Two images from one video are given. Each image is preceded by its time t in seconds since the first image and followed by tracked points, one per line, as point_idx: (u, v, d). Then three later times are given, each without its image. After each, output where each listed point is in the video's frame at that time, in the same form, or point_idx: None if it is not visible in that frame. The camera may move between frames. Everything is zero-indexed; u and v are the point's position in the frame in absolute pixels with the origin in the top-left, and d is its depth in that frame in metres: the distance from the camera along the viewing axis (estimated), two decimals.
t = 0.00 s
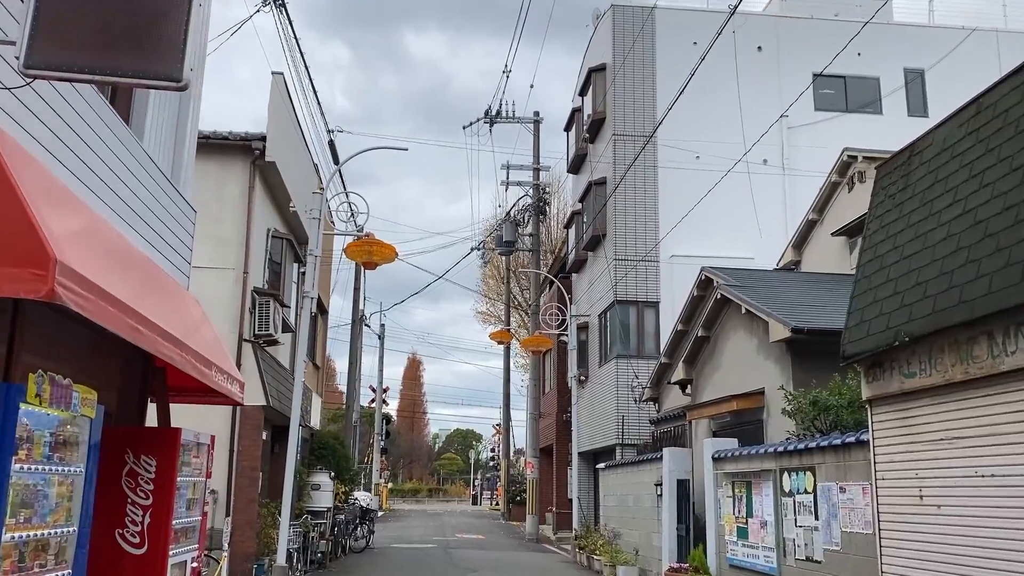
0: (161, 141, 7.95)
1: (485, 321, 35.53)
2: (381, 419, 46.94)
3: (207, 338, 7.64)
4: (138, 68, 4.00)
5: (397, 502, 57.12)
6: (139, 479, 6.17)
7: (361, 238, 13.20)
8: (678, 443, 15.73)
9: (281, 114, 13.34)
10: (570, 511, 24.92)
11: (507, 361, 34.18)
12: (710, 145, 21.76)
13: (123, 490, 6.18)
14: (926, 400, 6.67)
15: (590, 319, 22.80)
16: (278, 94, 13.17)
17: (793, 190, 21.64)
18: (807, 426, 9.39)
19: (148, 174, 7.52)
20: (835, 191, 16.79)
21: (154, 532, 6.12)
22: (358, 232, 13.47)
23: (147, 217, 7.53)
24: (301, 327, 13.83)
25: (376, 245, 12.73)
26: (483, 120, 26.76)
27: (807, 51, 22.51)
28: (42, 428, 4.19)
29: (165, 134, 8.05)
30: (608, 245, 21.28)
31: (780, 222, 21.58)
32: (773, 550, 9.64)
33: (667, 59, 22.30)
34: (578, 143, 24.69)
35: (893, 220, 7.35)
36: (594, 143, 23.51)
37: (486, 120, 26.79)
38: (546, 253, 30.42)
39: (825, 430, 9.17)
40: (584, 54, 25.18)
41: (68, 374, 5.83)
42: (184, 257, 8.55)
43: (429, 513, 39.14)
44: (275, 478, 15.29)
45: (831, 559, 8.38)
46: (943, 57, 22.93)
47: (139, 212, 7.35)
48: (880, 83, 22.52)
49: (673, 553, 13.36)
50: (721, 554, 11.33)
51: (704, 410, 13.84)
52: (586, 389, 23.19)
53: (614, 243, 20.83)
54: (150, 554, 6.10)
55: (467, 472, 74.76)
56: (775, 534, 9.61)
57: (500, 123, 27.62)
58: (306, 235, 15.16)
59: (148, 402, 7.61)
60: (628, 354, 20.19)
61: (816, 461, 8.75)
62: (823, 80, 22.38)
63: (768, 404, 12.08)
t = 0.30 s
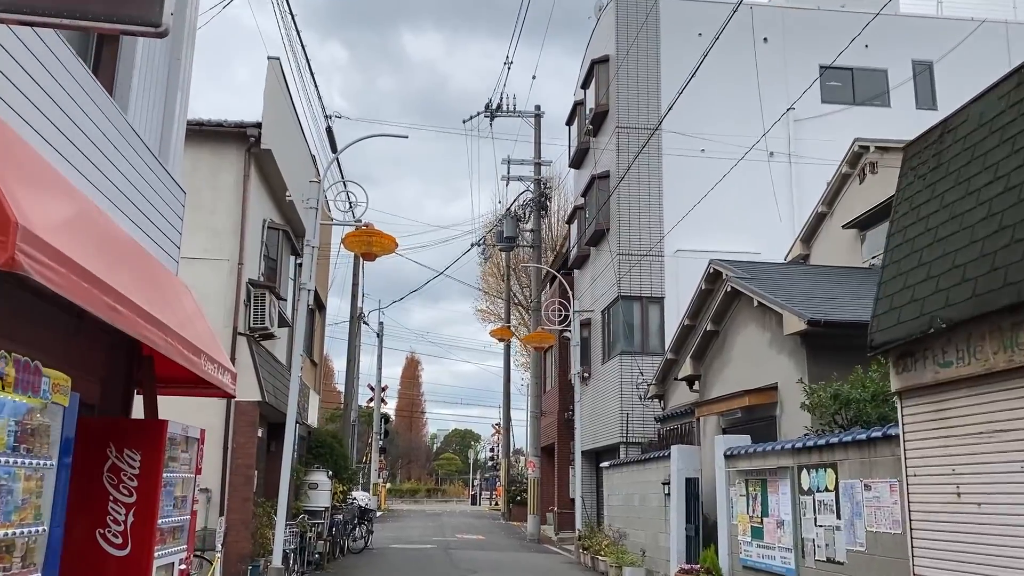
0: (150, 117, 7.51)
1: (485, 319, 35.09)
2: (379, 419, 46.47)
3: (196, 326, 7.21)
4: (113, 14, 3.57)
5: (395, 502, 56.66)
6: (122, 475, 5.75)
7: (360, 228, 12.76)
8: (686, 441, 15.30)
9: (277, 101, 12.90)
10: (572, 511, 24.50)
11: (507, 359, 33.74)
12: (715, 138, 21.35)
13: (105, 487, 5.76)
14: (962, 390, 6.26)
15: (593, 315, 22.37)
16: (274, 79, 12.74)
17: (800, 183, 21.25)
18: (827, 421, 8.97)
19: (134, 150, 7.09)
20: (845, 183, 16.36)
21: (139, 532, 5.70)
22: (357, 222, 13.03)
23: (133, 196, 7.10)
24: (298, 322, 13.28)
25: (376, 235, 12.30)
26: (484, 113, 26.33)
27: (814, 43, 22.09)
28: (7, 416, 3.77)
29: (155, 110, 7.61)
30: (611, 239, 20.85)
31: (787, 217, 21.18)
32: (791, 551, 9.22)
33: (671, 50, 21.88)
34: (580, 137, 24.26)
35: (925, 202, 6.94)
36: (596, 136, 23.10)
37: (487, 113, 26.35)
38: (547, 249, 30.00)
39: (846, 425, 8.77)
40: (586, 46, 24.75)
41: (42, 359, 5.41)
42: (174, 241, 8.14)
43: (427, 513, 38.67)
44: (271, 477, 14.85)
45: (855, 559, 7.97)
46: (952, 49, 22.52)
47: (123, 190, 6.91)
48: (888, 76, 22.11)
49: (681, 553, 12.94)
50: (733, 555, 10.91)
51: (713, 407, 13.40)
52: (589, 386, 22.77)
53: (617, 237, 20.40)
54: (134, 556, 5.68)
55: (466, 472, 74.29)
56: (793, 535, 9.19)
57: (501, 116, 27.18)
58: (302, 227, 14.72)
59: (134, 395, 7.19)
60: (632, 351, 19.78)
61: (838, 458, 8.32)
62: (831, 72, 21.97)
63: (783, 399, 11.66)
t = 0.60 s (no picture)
0: (133, 98, 7.07)
1: (486, 318, 34.65)
2: (377, 420, 45.98)
3: (183, 319, 6.77)
4: None
5: (394, 504, 56.16)
6: (101, 480, 5.33)
7: (358, 221, 12.29)
8: (694, 442, 14.87)
9: (273, 90, 12.47)
10: (574, 513, 24.06)
11: (507, 359, 33.30)
12: (720, 134, 20.94)
13: (83, 494, 5.34)
14: (1006, 388, 5.83)
15: (596, 313, 21.93)
16: (269, 68, 12.30)
17: (807, 179, 20.84)
18: (850, 422, 8.53)
19: (117, 133, 6.65)
20: (857, 176, 15.91)
21: (118, 542, 5.26)
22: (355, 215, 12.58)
23: (116, 181, 6.67)
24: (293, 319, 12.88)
25: (375, 228, 11.86)
26: (485, 109, 25.90)
27: (821, 36, 21.68)
28: None
29: (139, 92, 7.18)
30: (615, 236, 20.41)
31: (794, 214, 20.76)
32: (811, 558, 8.79)
33: (676, 44, 21.47)
34: (583, 133, 23.83)
35: (962, 188, 6.51)
36: (599, 131, 22.67)
37: (487, 109, 25.93)
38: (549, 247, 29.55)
39: (870, 426, 8.34)
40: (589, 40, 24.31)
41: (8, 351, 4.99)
42: (162, 230, 7.70)
43: (426, 516, 38.24)
44: (267, 480, 14.41)
45: (881, 566, 7.55)
46: (962, 43, 22.12)
47: (105, 172, 6.47)
48: (896, 70, 21.70)
49: (690, 560, 12.48)
50: (747, 561, 10.48)
51: (721, 408, 12.96)
52: (592, 386, 22.34)
53: (621, 233, 19.98)
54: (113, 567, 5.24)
55: (465, 473, 73.85)
56: (813, 541, 8.76)
57: (502, 112, 26.75)
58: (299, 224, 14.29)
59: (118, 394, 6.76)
60: (636, 350, 19.36)
61: (864, 460, 7.89)
62: (839, 66, 21.55)
63: (798, 399, 11.23)
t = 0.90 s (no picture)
0: (107, 67, 6.64)
1: (484, 315, 34.22)
2: (374, 419, 45.52)
3: (161, 303, 6.33)
4: None
5: (392, 503, 55.70)
6: (64, 473, 5.04)
7: (352, 209, 11.83)
8: (698, 439, 14.43)
9: (263, 73, 12.02)
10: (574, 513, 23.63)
11: (506, 357, 32.86)
12: (723, 126, 20.52)
13: (45, 488, 5.04)
14: None
15: (597, 308, 21.51)
16: (260, 49, 11.86)
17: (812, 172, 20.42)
18: (869, 416, 8.10)
19: (92, 102, 6.23)
20: (866, 166, 15.47)
21: (82, 540, 4.95)
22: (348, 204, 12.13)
23: (90, 154, 6.23)
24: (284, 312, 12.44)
25: (369, 216, 11.41)
26: (483, 102, 25.47)
27: (826, 26, 21.27)
28: None
29: (112, 60, 6.73)
30: (616, 229, 19.98)
31: (799, 207, 20.33)
32: (826, 558, 8.37)
33: (678, 34, 21.04)
34: (583, 125, 23.42)
35: (995, 163, 6.08)
36: (600, 123, 22.25)
37: (486, 102, 25.50)
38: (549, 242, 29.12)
39: (890, 420, 7.91)
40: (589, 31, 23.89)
41: None
42: (140, 210, 7.26)
43: (423, 515, 37.81)
44: (258, 478, 13.97)
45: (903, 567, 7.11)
46: (969, 34, 21.72)
47: (77, 144, 6.04)
48: (902, 60, 21.30)
49: (695, 560, 12.05)
50: (757, 562, 10.05)
51: (727, 403, 12.54)
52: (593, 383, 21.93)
53: (622, 227, 19.56)
54: (77, 568, 4.93)
55: (463, 473, 73.40)
56: (828, 541, 8.34)
57: (500, 105, 26.33)
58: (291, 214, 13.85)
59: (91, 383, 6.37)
60: (638, 345, 18.94)
61: (884, 455, 7.46)
62: (844, 56, 21.15)
63: (808, 393, 10.80)
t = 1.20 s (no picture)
0: (82, 38, 6.16)
1: (484, 313, 33.77)
2: (372, 419, 45.04)
3: (142, 291, 5.87)
4: None
5: (390, 504, 55.22)
6: (32, 476, 4.68)
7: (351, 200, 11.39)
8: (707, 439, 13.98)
9: (257, 59, 11.58)
10: (576, 514, 23.19)
11: (506, 356, 32.43)
12: (729, 119, 20.10)
13: (11, 494, 4.69)
14: None
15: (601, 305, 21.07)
16: (254, 34, 11.42)
17: (820, 166, 19.99)
18: (896, 414, 7.66)
19: (68, 74, 5.78)
20: (878, 159, 15.04)
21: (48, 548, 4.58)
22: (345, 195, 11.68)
23: (65, 129, 5.76)
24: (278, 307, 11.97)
25: (369, 207, 10.96)
26: (484, 96, 25.04)
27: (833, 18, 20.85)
28: None
29: (88, 30, 6.25)
30: (620, 224, 19.55)
31: (807, 202, 19.89)
32: (849, 564, 7.92)
33: (683, 25, 20.60)
34: (586, 119, 22.99)
35: None
36: (603, 117, 21.82)
37: (486, 96, 25.06)
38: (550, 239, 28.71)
39: (918, 419, 7.48)
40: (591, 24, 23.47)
41: None
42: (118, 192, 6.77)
43: (422, 516, 37.32)
44: (252, 479, 13.50)
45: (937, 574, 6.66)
46: (980, 26, 21.31)
47: (51, 118, 5.57)
48: (911, 53, 20.88)
49: (705, 565, 11.59)
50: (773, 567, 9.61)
51: (738, 402, 12.11)
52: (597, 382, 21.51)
53: (626, 222, 19.12)
54: None
55: (462, 473, 72.95)
56: (853, 546, 7.89)
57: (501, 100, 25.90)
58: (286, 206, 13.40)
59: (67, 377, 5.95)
60: (643, 343, 18.52)
61: (915, 456, 7.03)
62: (852, 49, 20.73)
63: (826, 390, 10.36)
